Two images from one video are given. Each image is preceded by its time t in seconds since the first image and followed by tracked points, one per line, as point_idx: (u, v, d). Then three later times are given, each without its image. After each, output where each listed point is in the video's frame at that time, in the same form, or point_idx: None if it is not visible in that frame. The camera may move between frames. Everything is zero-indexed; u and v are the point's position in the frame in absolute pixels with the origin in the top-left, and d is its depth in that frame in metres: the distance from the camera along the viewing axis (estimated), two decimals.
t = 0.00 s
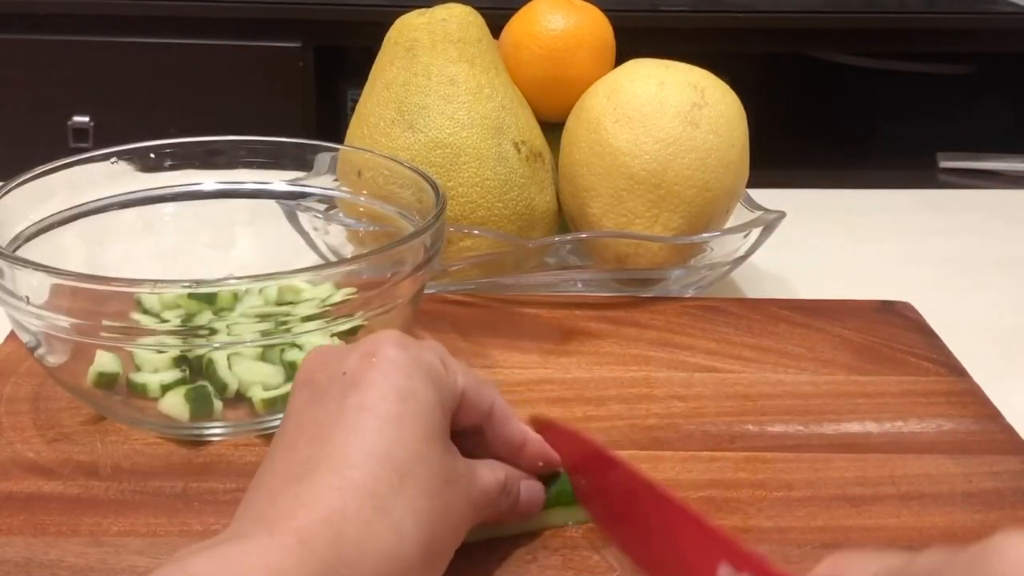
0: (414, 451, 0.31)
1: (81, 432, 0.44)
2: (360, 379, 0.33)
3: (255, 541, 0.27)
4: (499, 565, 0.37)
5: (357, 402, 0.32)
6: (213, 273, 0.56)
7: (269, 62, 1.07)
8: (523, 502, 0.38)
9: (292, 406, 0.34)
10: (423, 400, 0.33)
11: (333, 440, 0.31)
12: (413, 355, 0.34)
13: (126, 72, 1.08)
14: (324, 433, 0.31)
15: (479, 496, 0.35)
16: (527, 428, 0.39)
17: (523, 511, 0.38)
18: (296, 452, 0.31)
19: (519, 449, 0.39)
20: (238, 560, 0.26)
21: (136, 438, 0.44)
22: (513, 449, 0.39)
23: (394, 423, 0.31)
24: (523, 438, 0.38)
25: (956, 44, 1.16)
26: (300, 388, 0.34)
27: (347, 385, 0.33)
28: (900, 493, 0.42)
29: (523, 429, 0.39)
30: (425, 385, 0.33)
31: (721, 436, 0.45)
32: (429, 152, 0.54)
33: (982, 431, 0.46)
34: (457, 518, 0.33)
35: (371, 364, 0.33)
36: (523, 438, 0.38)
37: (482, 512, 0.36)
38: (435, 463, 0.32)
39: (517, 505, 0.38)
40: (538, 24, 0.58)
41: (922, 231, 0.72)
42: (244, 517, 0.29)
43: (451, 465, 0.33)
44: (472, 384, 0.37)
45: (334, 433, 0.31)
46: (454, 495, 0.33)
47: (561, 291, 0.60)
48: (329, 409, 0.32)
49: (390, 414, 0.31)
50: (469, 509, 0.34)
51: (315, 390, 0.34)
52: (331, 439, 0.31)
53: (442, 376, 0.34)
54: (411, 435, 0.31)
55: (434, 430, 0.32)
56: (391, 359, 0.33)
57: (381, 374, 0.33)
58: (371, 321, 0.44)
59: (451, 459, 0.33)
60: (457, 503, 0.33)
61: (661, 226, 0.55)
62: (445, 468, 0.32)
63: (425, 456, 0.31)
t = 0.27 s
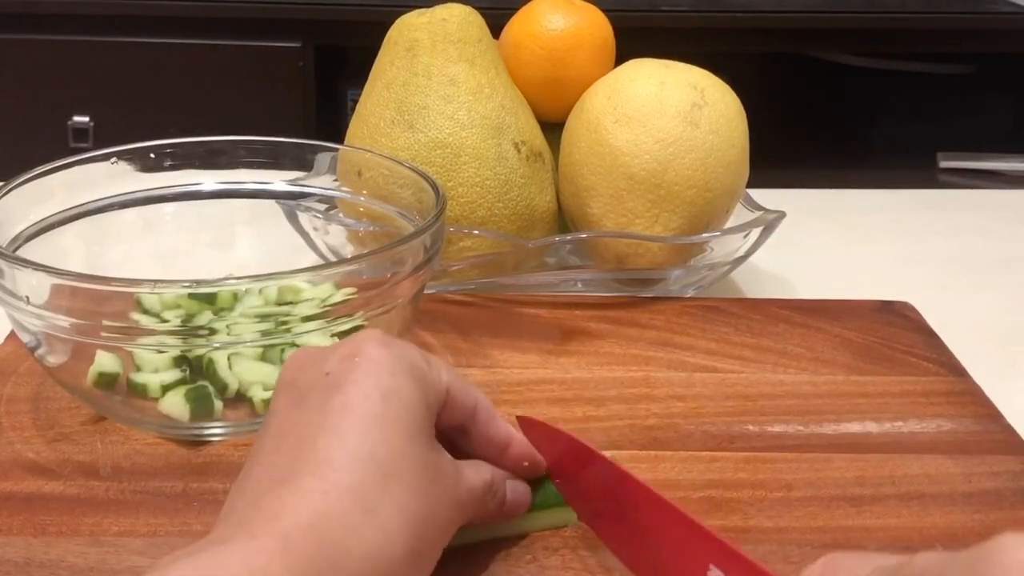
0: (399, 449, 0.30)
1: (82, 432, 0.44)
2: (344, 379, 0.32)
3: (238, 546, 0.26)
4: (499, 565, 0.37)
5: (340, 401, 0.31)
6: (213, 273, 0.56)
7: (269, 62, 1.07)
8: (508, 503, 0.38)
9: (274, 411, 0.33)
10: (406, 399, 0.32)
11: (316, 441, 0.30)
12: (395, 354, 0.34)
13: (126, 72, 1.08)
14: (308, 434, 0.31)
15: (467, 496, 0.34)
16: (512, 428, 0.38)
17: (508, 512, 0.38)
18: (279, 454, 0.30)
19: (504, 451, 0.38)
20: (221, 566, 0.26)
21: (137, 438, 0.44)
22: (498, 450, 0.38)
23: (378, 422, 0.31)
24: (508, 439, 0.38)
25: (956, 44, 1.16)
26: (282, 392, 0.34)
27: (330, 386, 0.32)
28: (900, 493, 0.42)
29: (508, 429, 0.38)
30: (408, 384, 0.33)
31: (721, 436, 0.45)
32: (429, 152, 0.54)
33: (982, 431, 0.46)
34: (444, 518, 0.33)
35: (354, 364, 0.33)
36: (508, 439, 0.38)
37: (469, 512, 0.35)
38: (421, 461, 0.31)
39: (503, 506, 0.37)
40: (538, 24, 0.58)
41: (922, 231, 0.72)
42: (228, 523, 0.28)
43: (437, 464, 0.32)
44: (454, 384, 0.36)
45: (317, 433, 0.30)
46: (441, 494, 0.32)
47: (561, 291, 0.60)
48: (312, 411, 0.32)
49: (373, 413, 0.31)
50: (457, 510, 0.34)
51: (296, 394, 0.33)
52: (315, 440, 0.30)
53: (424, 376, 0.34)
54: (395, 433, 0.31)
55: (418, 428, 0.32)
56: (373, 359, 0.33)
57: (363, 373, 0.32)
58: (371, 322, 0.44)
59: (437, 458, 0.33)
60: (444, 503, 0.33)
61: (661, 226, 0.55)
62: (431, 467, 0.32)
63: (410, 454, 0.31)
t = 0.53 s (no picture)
0: (380, 446, 0.30)
1: (82, 432, 0.44)
2: (330, 376, 0.32)
3: (212, 535, 0.26)
4: (499, 566, 0.37)
5: (324, 397, 0.31)
6: (212, 273, 0.56)
7: (269, 62, 1.07)
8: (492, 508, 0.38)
9: (258, 405, 0.33)
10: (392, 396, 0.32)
11: (298, 435, 0.30)
12: (383, 352, 0.34)
13: (126, 72, 1.08)
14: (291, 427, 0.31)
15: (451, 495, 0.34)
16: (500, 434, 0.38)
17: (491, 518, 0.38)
18: (260, 447, 0.30)
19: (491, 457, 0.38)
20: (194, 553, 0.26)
21: (136, 439, 0.44)
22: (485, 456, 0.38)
23: (360, 418, 0.31)
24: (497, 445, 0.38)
25: (956, 44, 1.16)
26: (267, 387, 0.34)
27: (316, 382, 0.32)
28: (900, 493, 0.42)
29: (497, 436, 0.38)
30: (395, 381, 0.33)
31: (721, 436, 0.45)
32: (429, 152, 0.54)
33: (982, 431, 0.46)
34: (424, 518, 0.33)
35: (340, 361, 0.33)
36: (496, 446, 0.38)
37: (451, 516, 0.35)
38: (402, 459, 0.31)
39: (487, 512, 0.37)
40: (538, 24, 0.58)
41: (922, 231, 0.72)
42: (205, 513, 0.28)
43: (420, 463, 0.32)
44: (442, 386, 0.36)
45: (299, 428, 0.30)
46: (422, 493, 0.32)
47: (561, 291, 0.60)
48: (296, 406, 0.32)
49: (356, 410, 0.31)
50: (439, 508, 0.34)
51: (280, 389, 0.33)
52: (296, 434, 0.30)
53: (413, 375, 0.34)
54: (377, 430, 0.31)
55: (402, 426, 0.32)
56: (360, 356, 0.33)
57: (348, 370, 0.32)
58: (371, 322, 0.44)
59: (420, 457, 0.33)
60: (425, 501, 0.33)
61: (661, 226, 0.55)
62: (413, 466, 0.32)
63: (392, 452, 0.31)
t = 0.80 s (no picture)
0: (369, 450, 0.30)
1: (82, 432, 0.44)
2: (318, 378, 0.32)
3: (202, 546, 0.26)
4: (499, 565, 0.37)
5: (312, 401, 0.31)
6: (213, 273, 0.56)
7: (269, 62, 1.07)
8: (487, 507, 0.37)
9: (246, 410, 0.33)
10: (379, 397, 0.32)
11: (287, 442, 0.30)
12: (370, 352, 0.33)
13: (126, 72, 1.08)
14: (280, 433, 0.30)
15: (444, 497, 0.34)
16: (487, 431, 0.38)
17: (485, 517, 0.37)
18: (250, 453, 0.30)
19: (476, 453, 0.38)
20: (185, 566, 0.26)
21: (137, 438, 0.44)
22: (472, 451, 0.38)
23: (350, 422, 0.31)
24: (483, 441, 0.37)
25: (956, 44, 1.16)
26: (255, 391, 0.34)
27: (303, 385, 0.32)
28: (899, 493, 0.42)
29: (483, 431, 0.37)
30: (383, 383, 0.32)
31: (721, 436, 0.45)
32: (429, 152, 0.54)
33: (982, 431, 0.46)
34: (418, 520, 0.33)
35: (326, 363, 0.33)
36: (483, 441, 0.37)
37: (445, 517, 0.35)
38: (393, 462, 0.31)
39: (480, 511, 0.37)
40: (538, 24, 0.58)
41: (922, 231, 0.72)
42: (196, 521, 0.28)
43: (410, 464, 0.32)
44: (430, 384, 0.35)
45: (289, 433, 0.30)
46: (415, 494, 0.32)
47: (561, 291, 0.60)
48: (284, 409, 0.31)
49: (344, 414, 0.31)
50: (432, 510, 0.34)
51: (268, 392, 0.33)
52: (286, 439, 0.30)
53: (401, 374, 0.34)
54: (367, 434, 0.31)
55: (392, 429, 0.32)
56: (345, 358, 0.33)
57: (336, 372, 0.32)
58: (371, 322, 0.44)
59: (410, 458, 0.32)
60: (418, 503, 0.32)
61: (661, 226, 0.55)
62: (404, 468, 0.32)
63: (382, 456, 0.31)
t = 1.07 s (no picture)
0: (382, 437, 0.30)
1: (82, 432, 0.44)
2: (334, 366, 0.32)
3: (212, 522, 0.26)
4: (499, 565, 0.37)
5: (327, 387, 0.31)
6: (213, 273, 0.56)
7: (269, 62, 1.07)
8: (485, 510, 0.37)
9: (259, 395, 0.33)
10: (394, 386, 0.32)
11: (299, 425, 0.30)
12: (386, 345, 0.33)
13: (126, 72, 1.08)
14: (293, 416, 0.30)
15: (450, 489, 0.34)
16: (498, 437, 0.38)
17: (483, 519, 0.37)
18: (262, 435, 0.30)
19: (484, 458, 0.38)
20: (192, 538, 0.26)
21: (137, 438, 0.44)
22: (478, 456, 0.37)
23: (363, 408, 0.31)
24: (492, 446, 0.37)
25: (956, 44, 1.16)
26: (269, 376, 0.34)
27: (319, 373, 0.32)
28: (899, 493, 0.42)
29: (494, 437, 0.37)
30: (398, 373, 0.32)
31: (721, 436, 0.45)
32: (429, 152, 0.54)
33: (982, 431, 0.46)
34: (426, 510, 0.33)
35: (344, 353, 0.33)
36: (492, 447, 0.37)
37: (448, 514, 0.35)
38: (405, 451, 0.31)
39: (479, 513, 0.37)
40: (538, 24, 0.58)
41: (922, 231, 0.72)
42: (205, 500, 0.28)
43: (422, 455, 0.32)
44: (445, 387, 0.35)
45: (302, 417, 0.30)
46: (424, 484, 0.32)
47: (561, 291, 0.60)
48: (299, 395, 0.32)
49: (359, 401, 0.31)
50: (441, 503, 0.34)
51: (283, 378, 0.33)
52: (299, 423, 0.30)
53: (417, 367, 0.34)
54: (379, 420, 0.30)
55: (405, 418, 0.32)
56: (362, 348, 0.33)
57: (352, 360, 0.32)
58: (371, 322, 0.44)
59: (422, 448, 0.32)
60: (428, 495, 0.32)
61: (661, 226, 0.55)
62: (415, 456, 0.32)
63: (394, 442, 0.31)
